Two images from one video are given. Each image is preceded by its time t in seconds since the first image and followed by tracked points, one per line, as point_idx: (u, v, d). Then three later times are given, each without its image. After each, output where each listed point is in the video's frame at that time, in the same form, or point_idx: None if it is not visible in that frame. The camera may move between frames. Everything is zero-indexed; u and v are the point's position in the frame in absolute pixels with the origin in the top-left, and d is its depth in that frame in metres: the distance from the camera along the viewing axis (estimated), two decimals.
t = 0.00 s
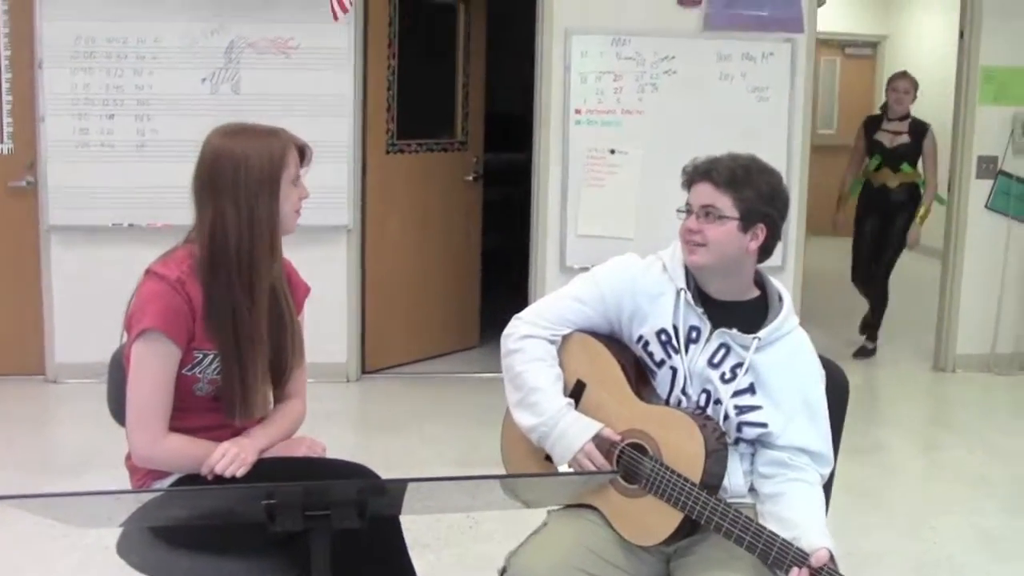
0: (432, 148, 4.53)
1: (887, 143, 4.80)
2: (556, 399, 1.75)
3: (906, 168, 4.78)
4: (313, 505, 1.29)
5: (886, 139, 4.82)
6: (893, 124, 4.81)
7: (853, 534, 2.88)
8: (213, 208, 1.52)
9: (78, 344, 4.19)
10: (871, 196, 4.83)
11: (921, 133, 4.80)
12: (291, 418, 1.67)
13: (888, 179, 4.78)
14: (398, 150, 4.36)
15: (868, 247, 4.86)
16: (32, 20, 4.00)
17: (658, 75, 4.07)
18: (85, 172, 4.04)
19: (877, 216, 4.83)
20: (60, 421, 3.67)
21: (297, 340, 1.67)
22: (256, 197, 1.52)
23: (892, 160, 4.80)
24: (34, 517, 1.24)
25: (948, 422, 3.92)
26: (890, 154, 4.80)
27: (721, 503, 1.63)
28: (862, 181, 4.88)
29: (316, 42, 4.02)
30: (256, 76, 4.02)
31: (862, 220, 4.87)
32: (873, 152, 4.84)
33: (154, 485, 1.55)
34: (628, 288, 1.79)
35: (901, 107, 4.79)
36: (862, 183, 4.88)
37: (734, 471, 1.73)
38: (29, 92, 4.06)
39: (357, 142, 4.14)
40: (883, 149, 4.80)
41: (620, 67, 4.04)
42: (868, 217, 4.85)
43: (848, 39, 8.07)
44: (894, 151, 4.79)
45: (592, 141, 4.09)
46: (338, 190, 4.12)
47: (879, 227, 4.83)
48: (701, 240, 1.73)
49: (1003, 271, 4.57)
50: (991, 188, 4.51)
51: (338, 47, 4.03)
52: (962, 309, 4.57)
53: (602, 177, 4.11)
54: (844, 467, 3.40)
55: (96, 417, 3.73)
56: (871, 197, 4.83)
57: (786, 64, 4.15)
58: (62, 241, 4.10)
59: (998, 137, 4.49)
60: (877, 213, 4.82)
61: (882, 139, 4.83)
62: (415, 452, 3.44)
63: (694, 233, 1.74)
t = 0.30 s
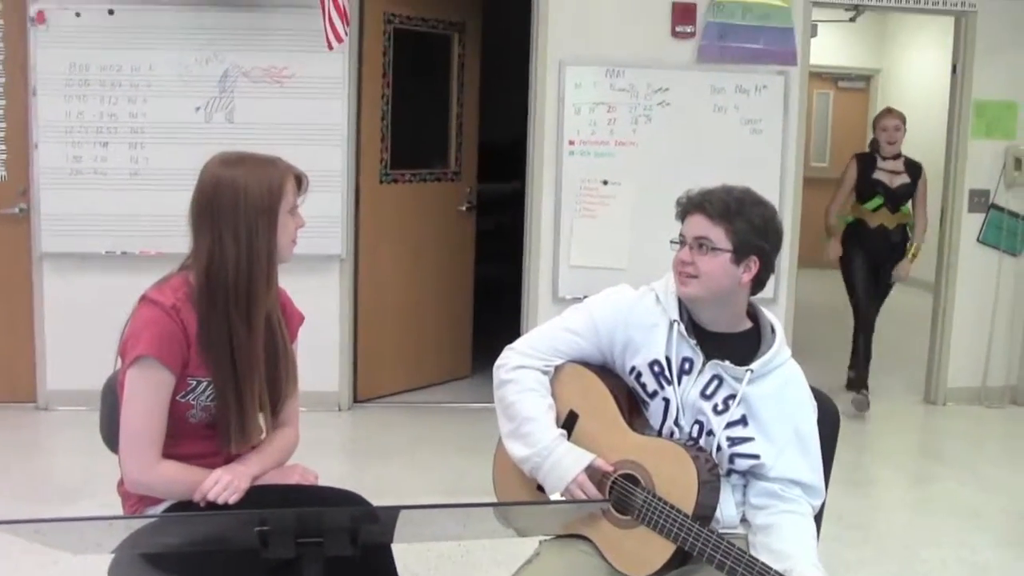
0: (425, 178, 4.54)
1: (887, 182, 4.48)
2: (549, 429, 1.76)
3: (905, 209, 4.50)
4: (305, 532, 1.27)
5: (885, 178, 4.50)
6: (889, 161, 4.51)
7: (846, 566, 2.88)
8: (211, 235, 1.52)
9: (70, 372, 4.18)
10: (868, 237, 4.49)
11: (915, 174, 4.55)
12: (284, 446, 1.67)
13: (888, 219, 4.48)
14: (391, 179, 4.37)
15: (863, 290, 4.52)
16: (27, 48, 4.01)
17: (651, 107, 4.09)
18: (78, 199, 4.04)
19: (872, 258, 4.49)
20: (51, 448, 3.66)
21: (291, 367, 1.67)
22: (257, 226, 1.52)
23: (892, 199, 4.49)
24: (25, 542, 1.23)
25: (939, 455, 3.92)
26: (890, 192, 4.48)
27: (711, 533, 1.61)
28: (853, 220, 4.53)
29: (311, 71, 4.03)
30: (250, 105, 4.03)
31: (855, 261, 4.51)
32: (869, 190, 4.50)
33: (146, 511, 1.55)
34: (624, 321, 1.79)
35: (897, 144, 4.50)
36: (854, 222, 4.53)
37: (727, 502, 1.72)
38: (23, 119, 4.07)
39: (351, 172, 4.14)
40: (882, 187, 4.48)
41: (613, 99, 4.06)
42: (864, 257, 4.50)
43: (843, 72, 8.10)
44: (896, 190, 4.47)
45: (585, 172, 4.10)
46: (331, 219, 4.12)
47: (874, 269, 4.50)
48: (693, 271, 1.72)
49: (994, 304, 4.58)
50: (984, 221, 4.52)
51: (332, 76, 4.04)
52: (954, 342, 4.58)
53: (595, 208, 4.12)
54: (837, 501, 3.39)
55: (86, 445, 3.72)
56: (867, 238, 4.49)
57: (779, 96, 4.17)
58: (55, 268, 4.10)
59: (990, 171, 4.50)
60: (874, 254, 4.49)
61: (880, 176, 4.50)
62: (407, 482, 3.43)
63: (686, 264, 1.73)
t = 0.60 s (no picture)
0: (421, 200, 4.55)
1: (885, 200, 4.19)
2: (546, 450, 1.74)
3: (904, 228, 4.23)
4: (303, 551, 1.25)
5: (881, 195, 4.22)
6: (886, 176, 4.23)
7: None
8: (211, 257, 1.52)
9: (67, 393, 4.17)
10: (867, 259, 4.22)
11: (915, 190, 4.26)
12: (282, 466, 1.66)
13: (889, 241, 4.22)
14: (388, 201, 4.38)
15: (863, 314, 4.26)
16: (24, 70, 4.02)
17: (648, 128, 4.10)
18: (75, 221, 4.05)
19: (873, 281, 4.23)
20: (46, 470, 3.65)
21: (288, 389, 1.66)
22: (257, 249, 1.52)
23: (891, 218, 4.21)
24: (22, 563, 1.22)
25: (937, 477, 3.91)
26: (889, 211, 4.20)
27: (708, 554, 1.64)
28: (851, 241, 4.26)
29: (307, 93, 4.04)
30: (247, 126, 4.04)
31: (854, 283, 4.24)
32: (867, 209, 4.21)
33: (143, 531, 1.54)
34: (622, 343, 1.79)
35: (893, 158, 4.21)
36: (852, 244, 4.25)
37: (723, 523, 1.72)
38: (20, 141, 4.07)
39: (348, 193, 4.15)
40: (880, 206, 4.20)
41: (609, 120, 4.07)
42: (863, 281, 4.23)
43: (842, 94, 8.12)
44: (895, 208, 4.19)
45: (582, 194, 4.11)
46: (328, 241, 4.12)
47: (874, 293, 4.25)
48: (690, 293, 1.71)
49: (991, 326, 4.59)
50: (981, 244, 4.53)
51: (329, 98, 4.05)
52: (951, 363, 4.58)
53: (591, 230, 4.12)
54: (837, 522, 3.39)
55: (83, 466, 3.71)
56: (866, 260, 4.23)
57: (775, 118, 4.18)
58: (53, 289, 4.10)
59: (987, 193, 4.51)
60: (874, 277, 4.23)
61: (877, 193, 4.21)
62: (406, 503, 3.42)
63: (684, 286, 1.72)
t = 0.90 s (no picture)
0: (422, 205, 4.55)
1: (874, 217, 3.90)
2: (546, 455, 1.75)
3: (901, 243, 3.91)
4: (304, 556, 1.25)
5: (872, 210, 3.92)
6: (881, 191, 3.91)
7: None
8: (212, 261, 1.52)
9: (67, 397, 4.17)
10: (859, 277, 3.97)
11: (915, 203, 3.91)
12: (284, 470, 1.66)
13: (881, 259, 3.93)
14: (389, 206, 4.38)
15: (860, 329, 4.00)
16: (24, 73, 4.02)
17: (650, 134, 4.10)
18: (75, 225, 4.05)
19: (867, 297, 3.95)
20: (45, 473, 3.65)
21: (290, 392, 1.66)
22: (258, 253, 1.52)
23: (883, 235, 3.92)
24: (23, 565, 1.22)
25: (936, 484, 3.91)
26: (879, 228, 3.91)
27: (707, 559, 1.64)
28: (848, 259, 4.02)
29: (308, 97, 4.04)
30: (248, 130, 4.04)
31: (849, 297, 4.00)
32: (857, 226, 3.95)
33: (144, 535, 1.54)
34: (622, 349, 1.79)
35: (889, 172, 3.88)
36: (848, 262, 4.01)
37: (723, 528, 1.70)
38: (20, 144, 4.07)
39: (349, 197, 4.15)
40: (869, 223, 3.91)
41: (611, 125, 4.07)
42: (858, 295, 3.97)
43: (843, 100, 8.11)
44: (885, 226, 3.89)
45: (583, 199, 4.11)
46: (329, 244, 4.12)
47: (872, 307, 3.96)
48: (691, 299, 1.70)
49: (991, 334, 4.59)
50: (982, 250, 4.53)
51: (331, 102, 4.05)
52: (950, 369, 4.58)
53: (592, 235, 4.12)
54: (836, 529, 3.39)
55: (83, 469, 3.71)
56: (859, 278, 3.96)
57: (776, 124, 4.18)
58: (53, 292, 4.10)
59: (988, 200, 4.51)
60: (868, 292, 3.94)
61: (868, 210, 3.92)
62: (404, 508, 3.42)
63: (684, 292, 1.71)
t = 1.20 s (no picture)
0: (421, 203, 4.55)
1: (859, 205, 3.70)
2: (543, 455, 1.75)
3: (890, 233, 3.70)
4: (303, 554, 1.25)
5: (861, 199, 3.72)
6: (871, 178, 3.73)
7: None
8: (209, 259, 1.52)
9: (67, 395, 4.17)
10: (847, 271, 3.78)
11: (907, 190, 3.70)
12: (282, 468, 1.66)
13: (868, 250, 3.73)
14: (388, 204, 4.38)
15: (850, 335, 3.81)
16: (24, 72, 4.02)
17: (649, 132, 4.10)
18: (75, 224, 4.05)
19: (858, 296, 3.77)
20: (45, 471, 3.65)
21: (289, 390, 1.67)
22: (256, 251, 1.52)
23: (869, 225, 3.72)
24: (24, 564, 1.22)
25: (935, 481, 3.91)
26: (863, 216, 3.71)
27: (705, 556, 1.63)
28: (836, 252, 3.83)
29: (308, 96, 4.04)
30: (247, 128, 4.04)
31: (840, 300, 3.80)
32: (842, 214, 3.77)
33: (144, 533, 1.54)
34: (615, 346, 1.79)
35: (879, 156, 3.71)
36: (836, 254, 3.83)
37: (721, 525, 1.70)
38: (20, 142, 4.07)
39: (348, 195, 4.15)
40: (853, 211, 3.72)
41: (610, 123, 4.08)
42: (849, 298, 3.79)
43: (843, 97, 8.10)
44: (869, 214, 3.69)
45: (582, 197, 4.11)
46: (328, 243, 4.12)
47: (863, 310, 3.78)
48: (684, 299, 1.70)
49: (990, 331, 4.59)
50: (980, 247, 4.54)
51: (330, 101, 4.05)
52: (950, 366, 4.58)
53: (591, 233, 4.12)
54: (834, 526, 3.39)
55: (82, 468, 3.71)
56: (848, 274, 3.78)
57: (775, 122, 4.18)
58: (52, 290, 4.10)
59: (987, 197, 4.51)
60: (860, 295, 3.77)
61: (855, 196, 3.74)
62: (403, 505, 3.42)
63: (677, 293, 1.71)
